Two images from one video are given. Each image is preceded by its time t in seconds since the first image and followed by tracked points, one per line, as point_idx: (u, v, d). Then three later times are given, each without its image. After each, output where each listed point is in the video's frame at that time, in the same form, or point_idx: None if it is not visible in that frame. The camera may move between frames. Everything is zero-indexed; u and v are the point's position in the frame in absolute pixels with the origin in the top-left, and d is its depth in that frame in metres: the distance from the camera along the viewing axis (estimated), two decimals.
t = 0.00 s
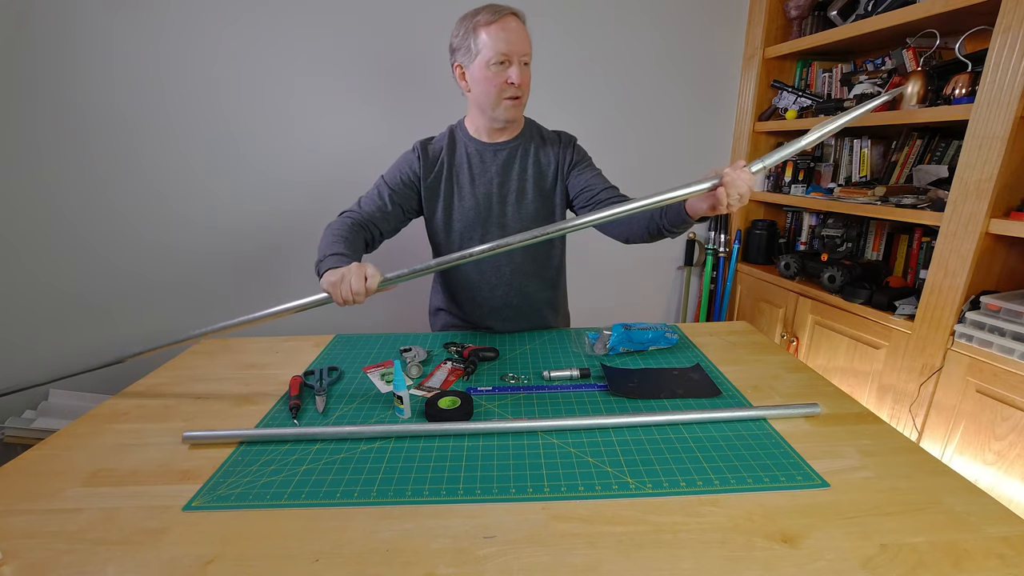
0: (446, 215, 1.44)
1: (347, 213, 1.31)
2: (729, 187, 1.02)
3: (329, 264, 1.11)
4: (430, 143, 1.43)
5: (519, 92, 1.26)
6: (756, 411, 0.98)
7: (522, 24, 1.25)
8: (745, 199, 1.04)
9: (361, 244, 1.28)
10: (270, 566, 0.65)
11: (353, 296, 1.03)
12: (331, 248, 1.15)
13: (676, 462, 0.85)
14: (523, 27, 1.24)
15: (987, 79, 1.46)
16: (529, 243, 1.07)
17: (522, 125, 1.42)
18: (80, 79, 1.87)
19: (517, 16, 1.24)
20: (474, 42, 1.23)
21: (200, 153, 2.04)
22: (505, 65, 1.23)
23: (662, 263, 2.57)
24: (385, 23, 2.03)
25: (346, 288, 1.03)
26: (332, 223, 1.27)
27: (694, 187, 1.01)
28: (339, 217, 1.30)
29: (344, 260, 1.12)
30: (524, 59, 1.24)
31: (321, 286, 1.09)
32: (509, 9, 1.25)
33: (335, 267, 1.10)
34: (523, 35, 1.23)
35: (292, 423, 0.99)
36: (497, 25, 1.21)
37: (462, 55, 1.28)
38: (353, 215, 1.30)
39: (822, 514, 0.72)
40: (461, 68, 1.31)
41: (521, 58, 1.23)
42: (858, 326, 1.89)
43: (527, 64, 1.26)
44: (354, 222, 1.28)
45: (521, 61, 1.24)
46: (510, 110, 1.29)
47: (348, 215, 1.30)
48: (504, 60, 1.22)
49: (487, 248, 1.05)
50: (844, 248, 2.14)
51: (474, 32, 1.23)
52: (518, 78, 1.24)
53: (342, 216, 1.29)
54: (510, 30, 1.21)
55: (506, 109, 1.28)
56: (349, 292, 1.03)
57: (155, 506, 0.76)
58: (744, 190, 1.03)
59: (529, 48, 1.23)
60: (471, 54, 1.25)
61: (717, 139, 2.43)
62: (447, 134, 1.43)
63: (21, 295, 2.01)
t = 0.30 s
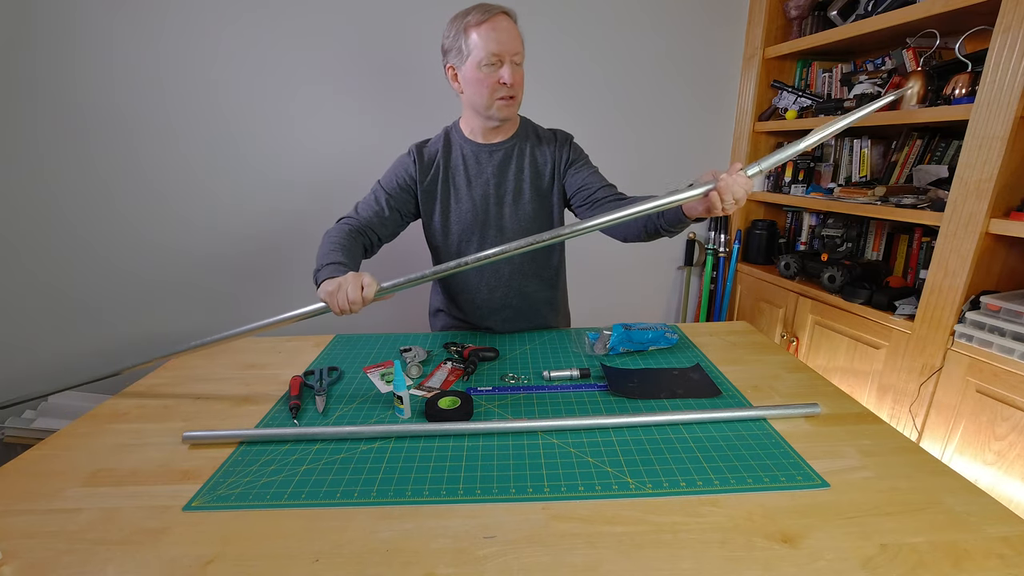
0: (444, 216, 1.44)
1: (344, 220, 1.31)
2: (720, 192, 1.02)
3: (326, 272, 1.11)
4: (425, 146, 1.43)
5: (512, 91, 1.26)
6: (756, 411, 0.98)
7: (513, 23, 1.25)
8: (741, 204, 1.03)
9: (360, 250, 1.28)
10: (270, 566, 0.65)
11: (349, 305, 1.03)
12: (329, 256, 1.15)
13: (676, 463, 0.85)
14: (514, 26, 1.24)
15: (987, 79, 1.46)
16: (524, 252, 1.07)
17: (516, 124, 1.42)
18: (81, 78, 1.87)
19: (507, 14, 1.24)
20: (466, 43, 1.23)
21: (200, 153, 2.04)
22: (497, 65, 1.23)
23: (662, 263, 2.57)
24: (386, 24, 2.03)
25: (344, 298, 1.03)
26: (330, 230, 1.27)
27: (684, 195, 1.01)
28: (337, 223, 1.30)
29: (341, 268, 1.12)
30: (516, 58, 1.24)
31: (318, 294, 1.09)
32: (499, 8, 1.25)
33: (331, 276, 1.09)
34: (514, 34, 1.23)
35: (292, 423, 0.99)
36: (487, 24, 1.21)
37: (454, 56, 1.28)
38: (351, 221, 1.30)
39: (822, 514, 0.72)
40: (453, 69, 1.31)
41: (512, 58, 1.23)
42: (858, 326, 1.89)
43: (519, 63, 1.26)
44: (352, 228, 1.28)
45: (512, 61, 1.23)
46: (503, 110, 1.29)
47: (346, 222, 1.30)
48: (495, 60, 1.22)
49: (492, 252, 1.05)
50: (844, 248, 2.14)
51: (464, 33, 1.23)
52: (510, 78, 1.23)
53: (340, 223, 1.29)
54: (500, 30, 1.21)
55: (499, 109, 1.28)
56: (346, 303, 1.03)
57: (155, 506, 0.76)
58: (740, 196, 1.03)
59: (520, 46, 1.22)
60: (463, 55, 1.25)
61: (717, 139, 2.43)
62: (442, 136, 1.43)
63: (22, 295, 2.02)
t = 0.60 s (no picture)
0: (444, 217, 1.44)
1: (344, 222, 1.31)
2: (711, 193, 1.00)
3: (325, 277, 1.11)
4: (423, 147, 1.43)
5: (509, 92, 1.26)
6: (756, 411, 0.98)
7: (509, 23, 1.25)
8: (733, 208, 1.01)
9: (359, 252, 1.28)
10: (270, 566, 0.65)
11: (347, 310, 1.03)
12: (328, 261, 1.15)
13: (677, 463, 0.85)
14: (510, 26, 1.24)
15: (987, 79, 1.46)
16: (520, 256, 1.07)
17: (515, 125, 1.42)
18: (81, 78, 1.87)
19: (503, 15, 1.24)
20: (462, 43, 1.23)
21: (200, 153, 2.03)
22: (493, 65, 1.23)
23: (662, 263, 2.57)
24: (386, 24, 2.03)
25: (342, 302, 1.03)
26: (330, 234, 1.27)
27: (676, 199, 1.02)
28: (336, 226, 1.30)
29: (340, 273, 1.12)
30: (513, 58, 1.23)
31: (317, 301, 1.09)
32: (495, 8, 1.25)
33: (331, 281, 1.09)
34: (510, 35, 1.23)
35: (291, 423, 0.99)
36: (484, 24, 1.21)
37: (451, 57, 1.28)
38: (351, 224, 1.30)
39: (822, 514, 0.72)
40: (450, 70, 1.31)
41: (509, 58, 1.23)
42: (858, 326, 1.89)
43: (516, 62, 1.26)
44: (351, 231, 1.28)
45: (509, 61, 1.23)
46: (501, 110, 1.28)
47: (345, 225, 1.30)
48: (492, 61, 1.22)
49: (494, 254, 1.05)
50: (844, 248, 2.14)
51: (461, 34, 1.23)
52: (507, 77, 1.23)
53: (339, 226, 1.30)
54: (496, 30, 1.21)
55: (497, 109, 1.28)
56: (344, 307, 1.03)
57: (156, 506, 0.76)
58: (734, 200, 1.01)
59: (516, 46, 1.22)
60: (460, 56, 1.25)
61: (717, 138, 2.43)
62: (440, 138, 1.43)
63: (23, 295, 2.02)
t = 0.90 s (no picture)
0: (443, 218, 1.44)
1: (343, 225, 1.31)
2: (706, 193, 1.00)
3: (323, 282, 1.11)
4: (422, 148, 1.43)
5: (505, 94, 1.26)
6: (756, 411, 0.98)
7: (506, 24, 1.24)
8: (724, 213, 1.01)
9: (358, 254, 1.28)
10: (270, 566, 0.65)
11: (344, 316, 1.03)
12: (326, 264, 1.15)
13: (677, 463, 0.85)
14: (507, 27, 1.24)
15: (987, 79, 1.46)
16: (519, 260, 1.08)
17: (513, 126, 1.41)
18: (81, 77, 1.87)
19: (500, 16, 1.24)
20: (459, 46, 1.23)
21: (200, 152, 2.03)
22: (489, 68, 1.23)
23: (662, 263, 2.57)
24: (386, 23, 2.03)
25: (338, 308, 1.03)
26: (329, 237, 1.28)
27: (666, 205, 1.03)
28: (336, 229, 1.31)
29: (338, 277, 1.11)
30: (508, 61, 1.23)
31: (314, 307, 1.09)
32: (493, 10, 1.24)
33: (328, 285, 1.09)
34: (506, 36, 1.23)
35: (292, 423, 0.99)
36: (480, 26, 1.21)
37: (449, 59, 1.28)
38: (349, 227, 1.31)
39: (822, 514, 0.72)
40: (447, 72, 1.32)
41: (504, 60, 1.23)
42: (858, 326, 1.89)
43: (512, 65, 1.25)
44: (349, 234, 1.28)
45: (504, 63, 1.23)
46: (498, 112, 1.28)
47: (344, 227, 1.30)
48: (487, 63, 1.22)
49: (494, 258, 1.05)
50: (844, 248, 2.14)
51: (457, 36, 1.23)
52: (501, 80, 1.23)
53: (338, 228, 1.30)
54: (492, 32, 1.21)
55: (493, 112, 1.28)
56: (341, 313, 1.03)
57: (156, 506, 0.76)
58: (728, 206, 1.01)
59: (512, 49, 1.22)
60: (456, 58, 1.25)
61: (717, 138, 2.43)
62: (439, 139, 1.43)
63: (24, 296, 2.03)
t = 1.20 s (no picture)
0: (442, 219, 1.44)
1: (342, 223, 1.32)
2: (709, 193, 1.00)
3: (319, 278, 1.11)
4: (422, 148, 1.43)
5: (496, 97, 1.25)
6: (756, 411, 0.98)
7: (501, 25, 1.23)
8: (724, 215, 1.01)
9: (357, 253, 1.28)
10: (270, 566, 0.65)
11: (339, 311, 1.03)
12: (324, 261, 1.15)
13: (677, 463, 0.85)
14: (502, 28, 1.23)
15: (987, 79, 1.46)
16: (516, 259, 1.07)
17: (512, 126, 1.41)
18: (81, 78, 1.87)
19: (495, 16, 1.23)
20: (453, 47, 1.23)
21: (200, 152, 2.03)
22: (479, 70, 1.23)
23: (662, 263, 2.58)
24: (385, 23, 2.03)
25: (334, 303, 1.03)
26: (328, 235, 1.28)
27: (666, 206, 1.03)
28: (335, 227, 1.31)
29: (334, 274, 1.11)
30: (501, 63, 1.23)
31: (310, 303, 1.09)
32: (491, 10, 1.23)
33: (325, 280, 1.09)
34: (501, 37, 1.22)
35: (292, 423, 0.99)
36: (473, 28, 1.20)
37: (445, 59, 1.28)
38: (349, 225, 1.31)
39: (823, 514, 0.72)
40: (445, 72, 1.32)
41: (496, 62, 1.22)
42: (858, 326, 1.89)
43: (506, 66, 1.24)
44: (348, 232, 1.28)
45: (496, 65, 1.23)
46: (489, 114, 1.28)
47: (343, 225, 1.31)
48: (476, 66, 1.22)
49: (490, 257, 1.05)
50: (844, 248, 2.14)
51: (452, 37, 1.23)
52: (491, 83, 1.23)
53: (337, 226, 1.30)
54: (485, 34, 1.20)
55: (484, 115, 1.28)
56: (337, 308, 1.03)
57: (156, 506, 0.76)
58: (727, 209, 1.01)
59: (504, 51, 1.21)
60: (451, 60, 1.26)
61: (717, 138, 2.43)
62: (439, 139, 1.43)
63: (24, 296, 2.03)
